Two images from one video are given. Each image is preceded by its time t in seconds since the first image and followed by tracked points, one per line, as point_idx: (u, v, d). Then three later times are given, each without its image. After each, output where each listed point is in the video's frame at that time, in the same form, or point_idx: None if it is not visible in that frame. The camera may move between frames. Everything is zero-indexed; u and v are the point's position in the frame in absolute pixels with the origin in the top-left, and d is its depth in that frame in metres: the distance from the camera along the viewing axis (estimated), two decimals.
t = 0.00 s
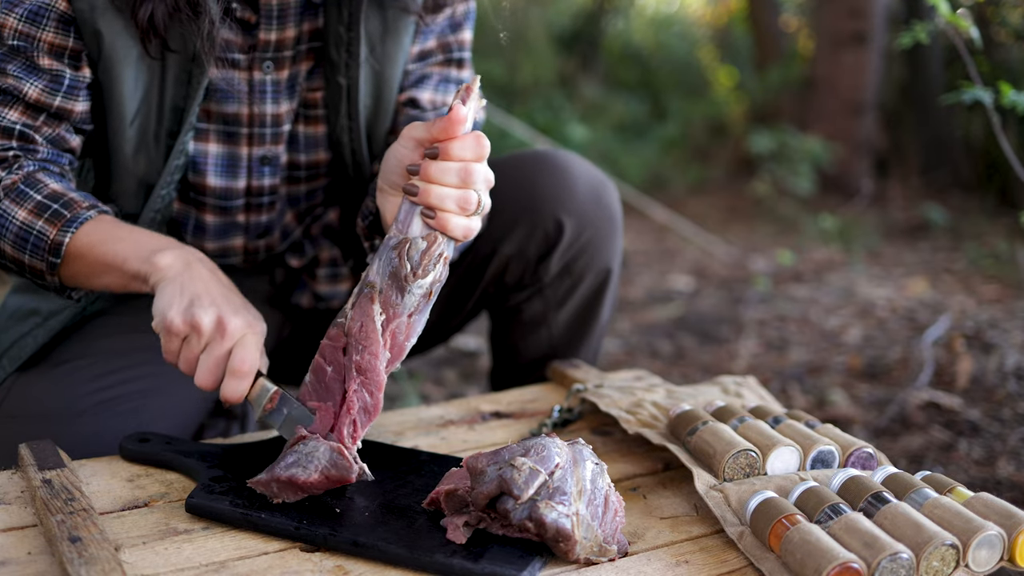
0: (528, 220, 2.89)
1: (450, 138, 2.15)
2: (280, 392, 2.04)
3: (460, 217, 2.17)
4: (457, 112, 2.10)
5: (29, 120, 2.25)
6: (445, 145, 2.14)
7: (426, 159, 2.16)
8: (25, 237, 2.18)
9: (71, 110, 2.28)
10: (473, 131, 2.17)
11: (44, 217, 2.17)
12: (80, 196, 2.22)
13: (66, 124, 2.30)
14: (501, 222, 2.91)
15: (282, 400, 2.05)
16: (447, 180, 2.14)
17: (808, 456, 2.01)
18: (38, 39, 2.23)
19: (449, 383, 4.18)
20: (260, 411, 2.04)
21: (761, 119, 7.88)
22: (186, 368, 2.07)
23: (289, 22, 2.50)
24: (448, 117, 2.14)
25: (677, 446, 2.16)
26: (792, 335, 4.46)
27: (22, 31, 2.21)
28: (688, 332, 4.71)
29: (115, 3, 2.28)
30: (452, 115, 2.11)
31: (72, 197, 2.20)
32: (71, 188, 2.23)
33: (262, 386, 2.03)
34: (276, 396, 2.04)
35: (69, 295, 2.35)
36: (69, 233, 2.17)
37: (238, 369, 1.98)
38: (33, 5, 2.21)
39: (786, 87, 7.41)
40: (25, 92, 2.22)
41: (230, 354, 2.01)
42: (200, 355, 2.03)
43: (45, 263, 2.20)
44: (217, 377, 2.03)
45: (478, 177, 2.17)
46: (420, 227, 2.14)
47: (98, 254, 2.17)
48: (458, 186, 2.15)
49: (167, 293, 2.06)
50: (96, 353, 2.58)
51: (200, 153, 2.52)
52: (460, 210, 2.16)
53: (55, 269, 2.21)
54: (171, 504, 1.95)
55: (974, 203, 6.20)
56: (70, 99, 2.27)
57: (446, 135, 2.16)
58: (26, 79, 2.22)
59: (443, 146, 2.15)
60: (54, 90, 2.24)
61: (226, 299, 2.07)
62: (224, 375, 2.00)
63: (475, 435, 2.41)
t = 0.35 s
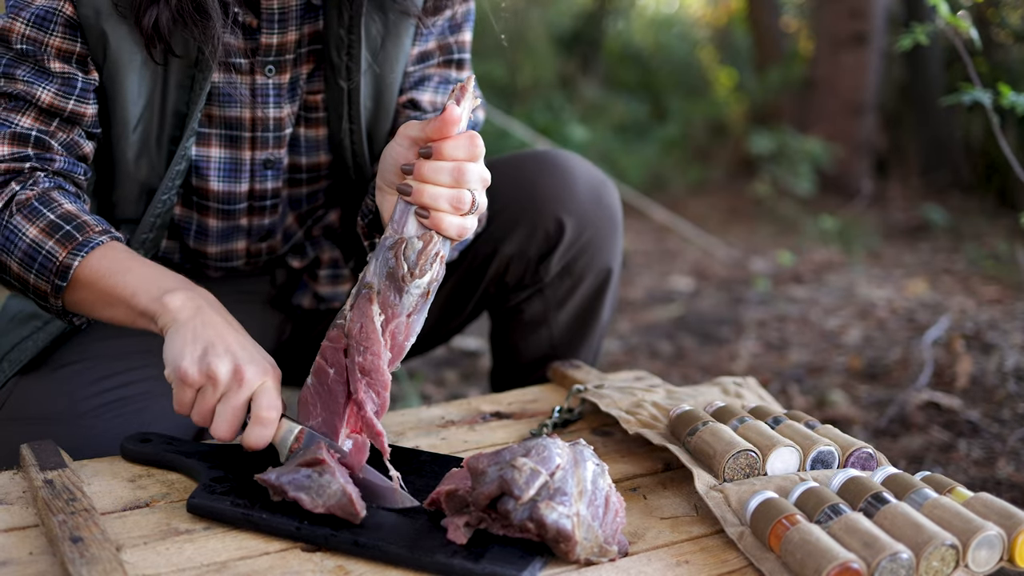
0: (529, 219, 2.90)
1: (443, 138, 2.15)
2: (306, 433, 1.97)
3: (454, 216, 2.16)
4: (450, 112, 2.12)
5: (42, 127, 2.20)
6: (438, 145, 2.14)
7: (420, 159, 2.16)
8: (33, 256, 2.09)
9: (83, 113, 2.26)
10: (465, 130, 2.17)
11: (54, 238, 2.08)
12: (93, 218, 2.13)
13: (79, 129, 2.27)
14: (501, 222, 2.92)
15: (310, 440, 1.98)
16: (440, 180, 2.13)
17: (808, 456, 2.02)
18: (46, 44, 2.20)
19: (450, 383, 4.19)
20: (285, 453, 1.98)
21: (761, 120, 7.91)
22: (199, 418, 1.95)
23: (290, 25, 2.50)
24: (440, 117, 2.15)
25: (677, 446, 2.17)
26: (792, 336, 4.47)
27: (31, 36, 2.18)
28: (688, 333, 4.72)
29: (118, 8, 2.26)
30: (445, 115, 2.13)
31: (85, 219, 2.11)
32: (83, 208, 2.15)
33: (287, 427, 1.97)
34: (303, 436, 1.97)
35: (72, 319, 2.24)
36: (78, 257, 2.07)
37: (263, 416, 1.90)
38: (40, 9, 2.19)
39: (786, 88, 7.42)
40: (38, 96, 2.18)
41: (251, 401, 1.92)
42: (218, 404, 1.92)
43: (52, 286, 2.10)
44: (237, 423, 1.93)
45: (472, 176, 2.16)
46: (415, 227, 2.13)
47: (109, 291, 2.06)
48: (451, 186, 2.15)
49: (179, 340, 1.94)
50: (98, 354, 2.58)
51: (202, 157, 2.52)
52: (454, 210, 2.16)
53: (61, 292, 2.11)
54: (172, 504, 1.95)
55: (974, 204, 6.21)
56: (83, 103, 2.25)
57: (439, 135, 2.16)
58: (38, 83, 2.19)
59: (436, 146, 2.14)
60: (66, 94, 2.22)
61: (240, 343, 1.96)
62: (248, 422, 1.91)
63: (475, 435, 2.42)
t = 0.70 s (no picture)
0: (530, 216, 2.90)
1: (468, 147, 2.15)
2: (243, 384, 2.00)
3: (475, 225, 2.14)
4: (477, 120, 2.10)
5: None
6: (463, 154, 2.13)
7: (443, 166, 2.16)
8: None
9: (29, 107, 2.24)
10: (490, 140, 2.16)
11: None
12: (34, 176, 2.15)
13: (25, 119, 2.26)
14: (504, 219, 2.92)
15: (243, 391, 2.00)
16: (463, 189, 2.12)
17: (808, 456, 2.02)
18: (13, 34, 2.20)
19: (450, 382, 4.19)
20: (217, 402, 1.98)
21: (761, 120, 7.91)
22: (139, 356, 1.97)
23: (292, 27, 2.50)
24: (466, 125, 2.14)
25: (677, 446, 2.17)
26: (793, 336, 4.47)
27: None
28: (688, 333, 4.72)
29: (112, 9, 2.28)
30: (472, 123, 2.11)
31: (26, 178, 2.13)
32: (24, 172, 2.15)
33: (222, 374, 1.98)
34: (236, 386, 1.99)
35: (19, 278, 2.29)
36: (23, 214, 2.09)
37: (201, 360, 1.91)
38: (15, 2, 2.20)
39: (786, 88, 7.42)
40: None
41: (191, 345, 1.93)
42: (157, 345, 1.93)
43: None
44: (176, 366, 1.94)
45: (495, 186, 2.15)
46: (435, 233, 2.11)
47: (55, 238, 2.07)
48: (474, 195, 2.13)
49: (124, 279, 1.96)
50: (99, 355, 2.58)
51: (201, 157, 2.52)
52: (475, 219, 2.13)
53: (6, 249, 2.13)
54: (172, 504, 1.95)
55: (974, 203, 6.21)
56: (30, 96, 2.24)
57: (464, 143, 2.15)
58: None
59: (461, 155, 2.14)
60: (16, 85, 2.21)
61: (185, 288, 1.98)
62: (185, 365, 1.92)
63: (475, 435, 2.42)
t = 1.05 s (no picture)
0: (532, 213, 2.89)
1: (466, 138, 2.17)
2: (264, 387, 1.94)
3: (475, 216, 2.16)
4: (476, 111, 2.12)
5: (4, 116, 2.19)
6: (462, 144, 2.15)
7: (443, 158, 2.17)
8: None
9: (45, 112, 2.23)
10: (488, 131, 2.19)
11: (11, 208, 2.08)
12: (49, 189, 2.13)
13: (41, 125, 2.25)
14: (506, 216, 2.92)
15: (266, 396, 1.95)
16: (463, 179, 2.14)
17: (808, 456, 2.02)
18: (23, 40, 2.20)
19: (450, 382, 4.18)
20: (240, 408, 1.92)
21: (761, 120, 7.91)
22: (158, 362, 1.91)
23: (290, 24, 2.49)
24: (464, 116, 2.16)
25: (677, 446, 2.17)
26: (792, 336, 4.47)
27: (7, 30, 2.18)
28: (688, 333, 4.72)
29: (113, 7, 2.28)
30: (471, 114, 2.14)
31: (41, 190, 2.11)
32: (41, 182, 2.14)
33: (243, 379, 1.91)
34: (258, 391, 1.93)
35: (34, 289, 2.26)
36: (37, 225, 2.08)
37: (219, 361, 1.86)
38: (22, 7, 2.19)
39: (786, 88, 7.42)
40: (3, 88, 2.17)
41: (209, 347, 1.88)
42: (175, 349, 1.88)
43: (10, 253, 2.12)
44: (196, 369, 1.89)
45: (494, 177, 2.17)
46: (435, 224, 2.14)
47: (68, 247, 2.07)
48: (473, 185, 2.15)
49: (139, 284, 1.93)
50: (98, 355, 2.58)
51: (202, 156, 2.51)
52: (475, 209, 2.16)
53: (21, 261, 2.13)
54: (172, 504, 1.95)
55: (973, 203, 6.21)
56: (46, 101, 2.23)
57: (462, 134, 2.17)
58: (7, 75, 2.18)
59: (459, 146, 2.16)
60: (30, 90, 2.20)
61: (200, 289, 1.95)
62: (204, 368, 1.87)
63: (475, 435, 2.42)
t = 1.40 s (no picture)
0: (543, 210, 2.90)
1: (457, 117, 2.18)
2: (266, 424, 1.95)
3: (464, 194, 2.14)
4: (463, 87, 2.14)
5: (11, 121, 2.18)
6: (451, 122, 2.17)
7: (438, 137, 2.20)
8: None
9: (54, 112, 2.23)
10: (483, 111, 2.18)
11: (10, 233, 2.06)
12: (51, 214, 2.11)
13: (50, 127, 2.25)
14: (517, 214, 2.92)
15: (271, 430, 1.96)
16: (450, 155, 2.14)
17: (808, 456, 2.02)
18: (25, 42, 2.17)
19: (450, 382, 4.18)
20: (249, 445, 1.95)
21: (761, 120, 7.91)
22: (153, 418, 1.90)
23: (286, 18, 2.51)
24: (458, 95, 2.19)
25: (677, 446, 2.17)
26: (792, 336, 4.47)
27: (10, 34, 2.15)
28: (688, 333, 4.71)
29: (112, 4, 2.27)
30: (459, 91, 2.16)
31: (42, 215, 2.09)
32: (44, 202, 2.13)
33: (245, 419, 1.93)
34: (262, 428, 1.94)
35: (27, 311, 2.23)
36: (32, 253, 2.05)
37: (218, 406, 1.86)
38: (22, 8, 2.16)
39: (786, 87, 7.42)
40: (10, 93, 2.15)
41: (205, 393, 1.88)
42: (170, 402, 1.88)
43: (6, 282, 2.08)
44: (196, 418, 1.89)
45: (483, 155, 2.15)
46: (426, 201, 2.15)
47: (59, 285, 2.03)
48: (462, 163, 2.14)
49: (125, 339, 1.91)
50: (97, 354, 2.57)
51: (201, 153, 2.52)
52: (463, 187, 2.14)
53: (16, 287, 2.09)
54: (172, 504, 1.95)
55: (973, 203, 6.20)
56: (54, 101, 2.22)
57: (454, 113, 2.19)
58: (12, 80, 2.16)
59: (450, 124, 2.18)
60: (38, 93, 2.19)
61: (185, 335, 1.93)
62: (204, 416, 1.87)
63: (475, 434, 2.41)
